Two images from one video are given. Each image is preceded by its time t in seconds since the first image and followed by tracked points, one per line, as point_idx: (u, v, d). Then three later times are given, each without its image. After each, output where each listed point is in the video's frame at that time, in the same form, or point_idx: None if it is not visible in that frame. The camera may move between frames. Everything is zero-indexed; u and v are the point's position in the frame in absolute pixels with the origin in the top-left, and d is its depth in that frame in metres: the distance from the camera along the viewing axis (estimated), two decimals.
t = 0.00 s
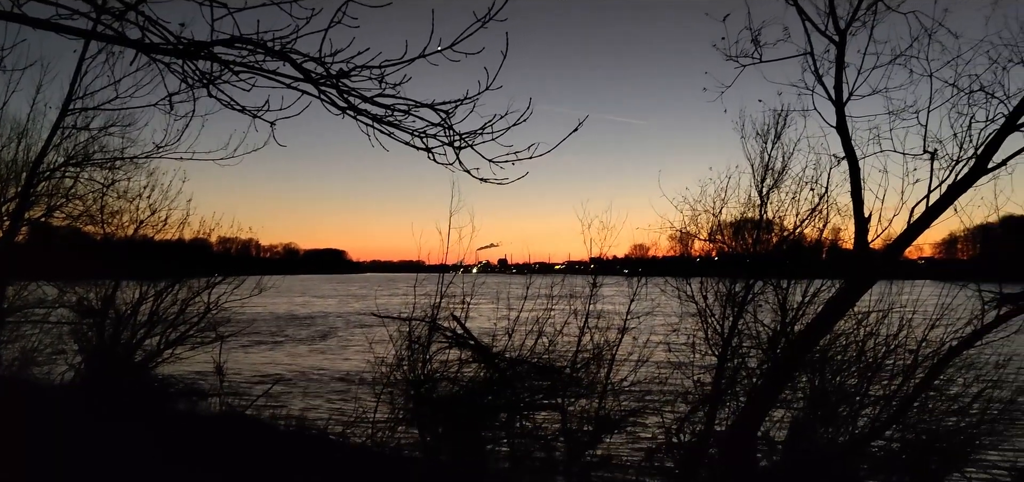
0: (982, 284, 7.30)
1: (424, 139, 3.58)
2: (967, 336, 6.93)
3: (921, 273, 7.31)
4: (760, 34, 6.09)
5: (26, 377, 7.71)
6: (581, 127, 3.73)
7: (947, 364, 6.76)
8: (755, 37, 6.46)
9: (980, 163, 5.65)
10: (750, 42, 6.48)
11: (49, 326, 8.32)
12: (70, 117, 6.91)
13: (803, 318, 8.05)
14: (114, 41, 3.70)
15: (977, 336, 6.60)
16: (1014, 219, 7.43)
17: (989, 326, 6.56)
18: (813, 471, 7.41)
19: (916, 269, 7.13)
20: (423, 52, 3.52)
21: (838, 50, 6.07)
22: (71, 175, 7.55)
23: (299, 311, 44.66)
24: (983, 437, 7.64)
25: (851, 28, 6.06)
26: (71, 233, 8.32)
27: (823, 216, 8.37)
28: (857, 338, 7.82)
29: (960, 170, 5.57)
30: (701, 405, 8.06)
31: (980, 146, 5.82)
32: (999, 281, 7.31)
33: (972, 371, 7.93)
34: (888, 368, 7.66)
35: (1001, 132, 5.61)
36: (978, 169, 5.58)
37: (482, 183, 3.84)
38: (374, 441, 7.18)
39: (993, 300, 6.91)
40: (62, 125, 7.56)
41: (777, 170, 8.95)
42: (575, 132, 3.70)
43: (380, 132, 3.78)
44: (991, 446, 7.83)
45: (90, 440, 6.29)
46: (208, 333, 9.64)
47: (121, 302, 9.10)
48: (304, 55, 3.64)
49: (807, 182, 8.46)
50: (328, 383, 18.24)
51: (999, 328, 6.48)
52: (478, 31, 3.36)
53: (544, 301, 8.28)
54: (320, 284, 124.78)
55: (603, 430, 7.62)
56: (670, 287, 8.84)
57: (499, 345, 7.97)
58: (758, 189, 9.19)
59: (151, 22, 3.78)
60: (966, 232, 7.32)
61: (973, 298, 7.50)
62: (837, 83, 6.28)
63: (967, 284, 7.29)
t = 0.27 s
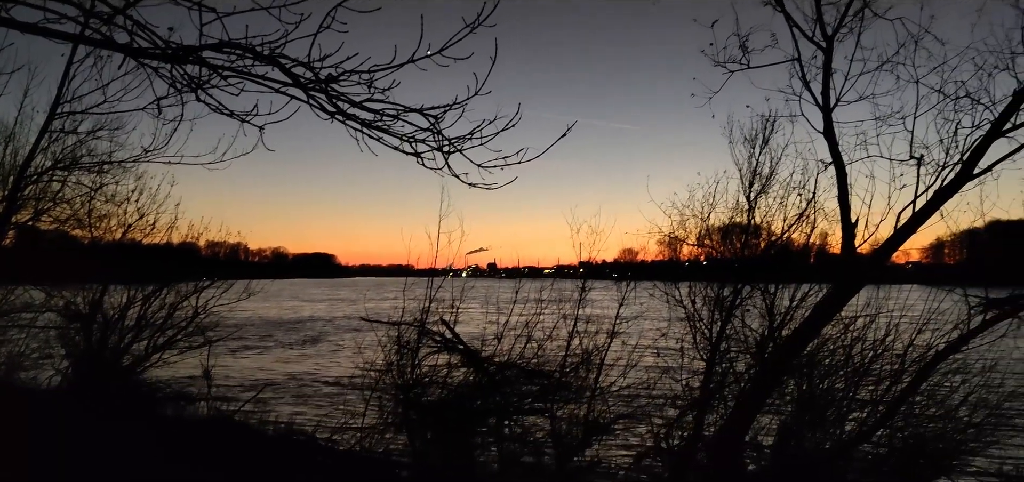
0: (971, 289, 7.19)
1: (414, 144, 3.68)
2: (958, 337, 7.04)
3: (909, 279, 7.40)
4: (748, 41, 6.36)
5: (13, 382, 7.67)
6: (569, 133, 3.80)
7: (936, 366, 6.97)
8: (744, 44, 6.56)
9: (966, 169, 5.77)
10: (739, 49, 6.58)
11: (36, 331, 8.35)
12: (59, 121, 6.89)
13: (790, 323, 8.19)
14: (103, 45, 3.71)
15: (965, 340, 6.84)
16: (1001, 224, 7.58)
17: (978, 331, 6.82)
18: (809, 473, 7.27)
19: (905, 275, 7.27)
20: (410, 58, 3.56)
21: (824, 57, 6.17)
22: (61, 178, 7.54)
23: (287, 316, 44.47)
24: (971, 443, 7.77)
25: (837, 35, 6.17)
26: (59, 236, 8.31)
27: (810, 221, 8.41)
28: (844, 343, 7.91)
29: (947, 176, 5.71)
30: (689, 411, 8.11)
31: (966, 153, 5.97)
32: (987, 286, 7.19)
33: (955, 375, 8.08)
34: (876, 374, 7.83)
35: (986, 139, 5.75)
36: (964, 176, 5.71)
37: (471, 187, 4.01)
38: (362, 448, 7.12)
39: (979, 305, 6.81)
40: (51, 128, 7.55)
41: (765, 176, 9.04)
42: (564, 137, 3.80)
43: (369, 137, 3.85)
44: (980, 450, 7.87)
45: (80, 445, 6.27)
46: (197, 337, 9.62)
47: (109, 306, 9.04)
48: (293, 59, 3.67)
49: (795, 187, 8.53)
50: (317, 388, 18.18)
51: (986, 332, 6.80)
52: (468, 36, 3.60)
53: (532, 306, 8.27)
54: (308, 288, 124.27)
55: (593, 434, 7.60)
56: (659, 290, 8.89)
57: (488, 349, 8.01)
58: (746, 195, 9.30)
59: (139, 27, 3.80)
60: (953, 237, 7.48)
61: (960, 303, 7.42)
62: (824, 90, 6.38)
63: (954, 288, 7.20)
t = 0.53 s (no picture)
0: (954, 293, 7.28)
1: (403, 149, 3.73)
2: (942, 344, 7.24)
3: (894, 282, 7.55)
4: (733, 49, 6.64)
5: None
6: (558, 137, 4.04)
7: (921, 372, 7.17)
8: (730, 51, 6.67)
9: (949, 175, 5.89)
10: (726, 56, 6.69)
11: (20, 336, 8.35)
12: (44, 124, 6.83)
13: (775, 329, 8.32)
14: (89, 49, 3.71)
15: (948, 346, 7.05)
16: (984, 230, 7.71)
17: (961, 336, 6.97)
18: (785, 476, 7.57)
19: (889, 279, 7.41)
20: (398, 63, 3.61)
21: (811, 62, 6.26)
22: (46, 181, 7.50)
23: (274, 321, 44.23)
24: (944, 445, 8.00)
25: (823, 42, 6.27)
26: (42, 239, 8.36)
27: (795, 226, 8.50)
28: (828, 348, 7.96)
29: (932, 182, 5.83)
30: (675, 416, 8.22)
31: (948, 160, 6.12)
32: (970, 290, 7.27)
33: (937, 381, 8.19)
34: (861, 377, 7.91)
35: (969, 145, 5.87)
36: (948, 181, 5.82)
37: (459, 192, 4.22)
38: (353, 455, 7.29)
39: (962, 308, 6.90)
40: (36, 131, 7.52)
41: (750, 181, 9.24)
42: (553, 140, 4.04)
43: (357, 142, 3.89)
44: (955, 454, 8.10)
45: (65, 450, 6.25)
46: (183, 342, 9.59)
47: (93, 310, 8.96)
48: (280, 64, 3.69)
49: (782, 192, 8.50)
50: (304, 393, 18.08)
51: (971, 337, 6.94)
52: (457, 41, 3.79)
53: (520, 311, 8.35)
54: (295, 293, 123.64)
55: (580, 439, 7.70)
56: (645, 296, 8.92)
57: (475, 355, 8.06)
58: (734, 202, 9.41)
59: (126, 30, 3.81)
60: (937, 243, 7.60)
61: (944, 307, 7.51)
62: (810, 96, 6.49)
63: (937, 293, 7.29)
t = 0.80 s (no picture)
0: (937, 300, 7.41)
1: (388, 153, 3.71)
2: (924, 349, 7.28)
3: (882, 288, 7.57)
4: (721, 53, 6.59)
5: None
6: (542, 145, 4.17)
7: (905, 377, 7.22)
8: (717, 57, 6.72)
9: (933, 182, 5.93)
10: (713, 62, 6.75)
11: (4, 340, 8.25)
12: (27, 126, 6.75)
13: (760, 334, 8.37)
14: (74, 52, 3.71)
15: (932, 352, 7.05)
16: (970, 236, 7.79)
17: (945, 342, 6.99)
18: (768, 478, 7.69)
19: (875, 286, 7.44)
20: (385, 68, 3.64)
21: (796, 69, 6.34)
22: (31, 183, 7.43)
23: (260, 325, 43.97)
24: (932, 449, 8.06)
25: (808, 48, 6.32)
26: (27, 243, 8.18)
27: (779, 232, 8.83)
28: (815, 353, 8.08)
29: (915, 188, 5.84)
30: (661, 421, 8.28)
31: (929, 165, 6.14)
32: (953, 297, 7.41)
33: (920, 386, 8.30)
34: (846, 382, 7.95)
35: (953, 151, 5.85)
36: (931, 187, 5.87)
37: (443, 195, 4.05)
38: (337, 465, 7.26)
39: (946, 315, 7.01)
40: (21, 134, 7.47)
41: (737, 187, 9.38)
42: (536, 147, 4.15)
43: (342, 145, 3.90)
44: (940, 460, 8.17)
45: (49, 455, 6.20)
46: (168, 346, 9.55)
47: (79, 314, 8.97)
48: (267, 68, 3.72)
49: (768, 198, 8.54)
50: (290, 398, 17.99)
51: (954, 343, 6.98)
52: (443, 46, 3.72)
53: (507, 315, 8.33)
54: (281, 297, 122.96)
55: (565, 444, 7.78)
56: (631, 301, 9.00)
57: (462, 359, 8.09)
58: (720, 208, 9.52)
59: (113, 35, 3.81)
60: (923, 249, 7.72)
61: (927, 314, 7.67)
62: (795, 102, 6.57)
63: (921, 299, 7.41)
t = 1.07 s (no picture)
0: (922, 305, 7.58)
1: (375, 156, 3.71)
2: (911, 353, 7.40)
3: (868, 292, 7.71)
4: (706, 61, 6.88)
5: None
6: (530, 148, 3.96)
7: (890, 381, 7.34)
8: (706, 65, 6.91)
9: (918, 188, 6.05)
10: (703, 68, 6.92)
11: None
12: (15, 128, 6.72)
13: (747, 340, 8.42)
14: (59, 54, 3.67)
15: (918, 355, 7.19)
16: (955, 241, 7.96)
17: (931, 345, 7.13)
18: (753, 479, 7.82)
19: (861, 290, 7.58)
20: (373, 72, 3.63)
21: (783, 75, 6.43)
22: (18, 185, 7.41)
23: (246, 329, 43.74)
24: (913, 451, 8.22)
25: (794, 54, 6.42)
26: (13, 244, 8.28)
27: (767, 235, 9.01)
28: (799, 357, 8.08)
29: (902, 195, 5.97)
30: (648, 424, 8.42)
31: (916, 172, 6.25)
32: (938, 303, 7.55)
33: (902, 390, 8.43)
34: (832, 387, 8.05)
35: (939, 157, 5.98)
36: (917, 193, 6.00)
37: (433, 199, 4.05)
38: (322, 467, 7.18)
39: (932, 320, 7.27)
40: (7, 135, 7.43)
41: (725, 192, 9.50)
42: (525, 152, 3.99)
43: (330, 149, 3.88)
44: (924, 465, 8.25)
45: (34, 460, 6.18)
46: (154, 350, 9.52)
47: (65, 319, 8.87)
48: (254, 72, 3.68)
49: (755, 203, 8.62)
50: (277, 402, 17.93)
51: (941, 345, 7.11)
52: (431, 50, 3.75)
53: (496, 318, 8.45)
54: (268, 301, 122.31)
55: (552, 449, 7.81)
56: (619, 305, 9.09)
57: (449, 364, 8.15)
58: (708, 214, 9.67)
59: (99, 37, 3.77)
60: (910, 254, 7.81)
61: (913, 318, 7.83)
62: (781, 107, 6.68)
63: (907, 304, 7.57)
